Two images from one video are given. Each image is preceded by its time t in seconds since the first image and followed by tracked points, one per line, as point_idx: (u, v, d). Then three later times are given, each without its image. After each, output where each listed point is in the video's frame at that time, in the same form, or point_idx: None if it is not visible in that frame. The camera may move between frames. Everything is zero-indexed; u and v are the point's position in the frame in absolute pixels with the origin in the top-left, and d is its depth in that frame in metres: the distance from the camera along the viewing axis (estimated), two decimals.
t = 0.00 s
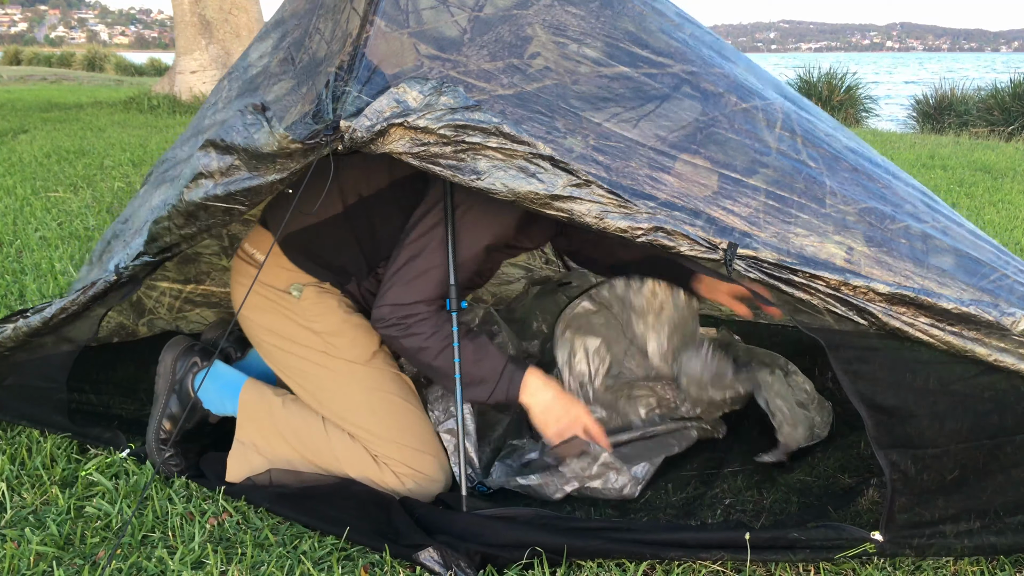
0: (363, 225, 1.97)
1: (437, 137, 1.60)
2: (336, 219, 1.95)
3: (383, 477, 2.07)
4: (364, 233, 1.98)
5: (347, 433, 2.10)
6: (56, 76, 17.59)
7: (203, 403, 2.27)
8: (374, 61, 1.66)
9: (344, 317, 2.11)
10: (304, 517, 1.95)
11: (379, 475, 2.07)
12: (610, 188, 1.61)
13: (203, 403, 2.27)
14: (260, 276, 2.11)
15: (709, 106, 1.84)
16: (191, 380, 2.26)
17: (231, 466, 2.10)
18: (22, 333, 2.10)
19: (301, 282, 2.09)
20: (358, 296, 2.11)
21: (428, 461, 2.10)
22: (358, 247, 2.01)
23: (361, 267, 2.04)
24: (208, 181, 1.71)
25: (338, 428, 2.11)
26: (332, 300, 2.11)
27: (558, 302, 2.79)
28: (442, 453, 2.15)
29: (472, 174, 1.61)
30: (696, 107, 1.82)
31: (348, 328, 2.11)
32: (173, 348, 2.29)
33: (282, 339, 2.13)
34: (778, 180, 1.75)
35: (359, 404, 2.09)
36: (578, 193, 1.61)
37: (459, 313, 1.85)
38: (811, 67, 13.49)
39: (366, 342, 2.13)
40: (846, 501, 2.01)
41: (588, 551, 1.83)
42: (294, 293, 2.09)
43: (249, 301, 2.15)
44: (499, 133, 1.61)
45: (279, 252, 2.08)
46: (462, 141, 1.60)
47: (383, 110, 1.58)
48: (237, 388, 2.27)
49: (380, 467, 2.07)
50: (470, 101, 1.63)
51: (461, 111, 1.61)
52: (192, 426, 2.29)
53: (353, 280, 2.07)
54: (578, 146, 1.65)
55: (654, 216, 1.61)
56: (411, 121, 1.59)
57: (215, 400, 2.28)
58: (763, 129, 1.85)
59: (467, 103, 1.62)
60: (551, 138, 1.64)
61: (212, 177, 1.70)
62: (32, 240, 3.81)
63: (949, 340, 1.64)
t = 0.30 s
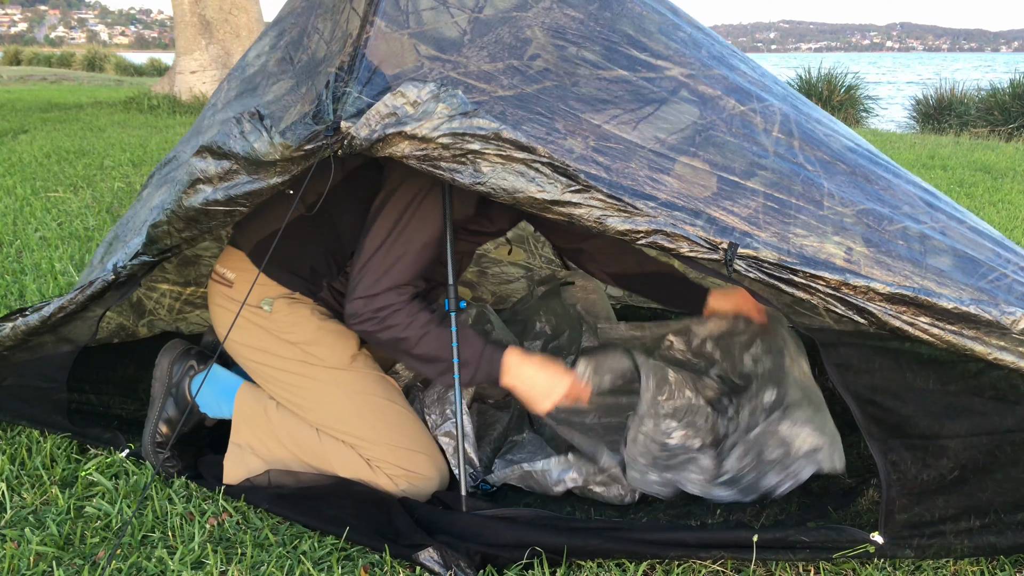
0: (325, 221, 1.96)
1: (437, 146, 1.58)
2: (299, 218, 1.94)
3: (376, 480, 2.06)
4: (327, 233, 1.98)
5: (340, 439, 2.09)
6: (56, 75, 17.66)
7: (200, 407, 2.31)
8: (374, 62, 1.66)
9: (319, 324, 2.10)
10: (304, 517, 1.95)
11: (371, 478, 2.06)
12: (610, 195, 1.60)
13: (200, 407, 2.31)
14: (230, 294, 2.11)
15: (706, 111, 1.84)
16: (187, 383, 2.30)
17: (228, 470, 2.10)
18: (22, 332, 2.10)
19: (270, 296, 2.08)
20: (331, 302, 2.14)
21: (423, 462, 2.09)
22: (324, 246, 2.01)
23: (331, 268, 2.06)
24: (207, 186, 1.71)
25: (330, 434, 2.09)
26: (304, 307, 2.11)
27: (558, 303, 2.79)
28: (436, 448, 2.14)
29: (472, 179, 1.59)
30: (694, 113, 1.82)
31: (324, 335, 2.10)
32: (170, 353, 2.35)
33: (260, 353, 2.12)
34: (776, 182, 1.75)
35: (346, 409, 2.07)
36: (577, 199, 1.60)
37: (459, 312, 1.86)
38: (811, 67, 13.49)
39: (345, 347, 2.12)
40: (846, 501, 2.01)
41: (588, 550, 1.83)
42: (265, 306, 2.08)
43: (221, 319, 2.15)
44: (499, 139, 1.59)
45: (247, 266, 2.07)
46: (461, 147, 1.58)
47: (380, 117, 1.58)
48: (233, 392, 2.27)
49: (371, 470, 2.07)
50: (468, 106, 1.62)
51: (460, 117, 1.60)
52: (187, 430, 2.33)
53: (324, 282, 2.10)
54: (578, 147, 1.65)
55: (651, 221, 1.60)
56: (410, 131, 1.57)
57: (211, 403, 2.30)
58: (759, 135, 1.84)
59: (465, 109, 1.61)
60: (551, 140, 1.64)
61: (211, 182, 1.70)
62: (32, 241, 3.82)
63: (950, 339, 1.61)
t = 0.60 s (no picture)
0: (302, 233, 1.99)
1: (437, 149, 1.58)
2: (274, 230, 1.96)
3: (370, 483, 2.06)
4: (305, 241, 2.00)
5: (333, 445, 2.08)
6: (57, 75, 17.67)
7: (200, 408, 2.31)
8: (375, 62, 1.67)
9: (304, 332, 2.09)
10: (303, 518, 1.95)
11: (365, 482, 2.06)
12: (608, 199, 1.61)
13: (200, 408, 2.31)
14: (212, 311, 2.13)
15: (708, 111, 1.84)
16: (190, 383, 2.31)
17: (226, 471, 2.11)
18: (28, 334, 2.11)
19: (251, 308, 2.08)
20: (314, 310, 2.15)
21: (419, 461, 2.08)
22: (302, 255, 2.03)
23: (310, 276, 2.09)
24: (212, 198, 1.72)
25: (324, 441, 2.09)
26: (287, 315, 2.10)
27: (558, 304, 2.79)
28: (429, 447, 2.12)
29: (471, 182, 1.60)
30: (695, 113, 1.82)
31: (307, 341, 2.09)
32: (173, 354, 2.36)
33: (245, 366, 2.13)
34: (771, 192, 1.74)
35: (333, 414, 2.06)
36: (576, 203, 1.61)
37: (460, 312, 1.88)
38: (811, 68, 13.49)
39: (329, 351, 2.11)
40: (845, 501, 2.01)
41: (588, 550, 1.83)
42: (247, 319, 2.09)
43: (207, 337, 2.17)
44: (499, 142, 1.60)
45: (229, 283, 2.10)
46: (460, 152, 1.59)
47: (381, 121, 1.58)
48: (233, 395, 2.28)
49: (365, 473, 2.06)
50: (469, 110, 1.62)
51: (459, 122, 1.60)
52: (188, 431, 2.32)
53: (306, 291, 2.12)
54: (576, 152, 1.65)
55: (649, 227, 1.60)
56: (410, 135, 1.57)
57: (212, 406, 2.30)
58: (761, 135, 1.84)
59: (467, 112, 1.62)
60: (551, 144, 1.64)
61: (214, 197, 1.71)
62: (32, 240, 3.82)
63: (943, 348, 1.63)
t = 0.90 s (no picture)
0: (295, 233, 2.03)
1: (438, 138, 1.58)
2: (268, 229, 1.97)
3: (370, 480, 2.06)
4: (297, 241, 2.04)
5: (333, 441, 2.09)
6: (57, 76, 17.67)
7: (201, 407, 2.33)
8: (374, 60, 1.66)
9: (301, 330, 2.11)
10: (304, 518, 1.95)
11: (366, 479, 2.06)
12: (608, 191, 1.61)
13: (201, 407, 2.33)
14: (210, 313, 2.13)
15: (707, 110, 1.84)
16: (192, 384, 2.32)
17: (227, 468, 2.11)
18: (24, 328, 2.11)
19: (249, 308, 2.10)
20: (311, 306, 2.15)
21: (416, 459, 2.08)
22: (297, 254, 2.07)
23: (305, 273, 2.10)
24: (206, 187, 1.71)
25: (324, 437, 2.09)
26: (284, 314, 2.12)
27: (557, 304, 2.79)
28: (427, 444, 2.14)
29: (470, 175, 1.60)
30: (695, 111, 1.82)
31: (305, 339, 2.11)
32: (174, 354, 2.36)
33: (244, 366, 2.13)
34: (775, 186, 1.75)
35: (332, 412, 2.07)
36: (577, 194, 1.60)
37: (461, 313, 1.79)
38: (811, 68, 13.49)
39: (326, 348, 2.13)
40: (844, 501, 2.01)
41: (588, 549, 1.83)
42: (244, 320, 2.10)
43: (207, 339, 2.18)
44: (499, 134, 1.60)
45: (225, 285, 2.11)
46: (460, 142, 1.59)
47: (383, 110, 1.57)
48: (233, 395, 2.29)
49: (365, 470, 2.06)
50: (469, 102, 1.62)
51: (461, 111, 1.60)
52: (188, 430, 2.34)
53: (300, 289, 2.13)
54: (575, 150, 1.65)
55: (650, 221, 1.60)
56: (411, 121, 1.57)
57: (212, 404, 2.31)
58: (759, 136, 1.84)
59: (467, 104, 1.61)
60: (550, 141, 1.64)
61: (210, 183, 1.70)
62: (32, 240, 3.82)
63: (943, 344, 1.63)
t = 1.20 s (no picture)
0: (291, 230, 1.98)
1: (439, 135, 1.59)
2: (262, 228, 1.98)
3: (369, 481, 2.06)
4: (295, 241, 2.00)
5: (332, 443, 2.08)
6: (57, 76, 17.67)
7: (204, 405, 2.31)
8: (374, 60, 1.66)
9: (298, 331, 2.11)
10: (304, 518, 1.95)
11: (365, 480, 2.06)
12: (610, 187, 1.61)
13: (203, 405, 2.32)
14: (210, 315, 2.14)
15: (708, 108, 1.84)
16: (196, 383, 2.32)
17: (228, 469, 2.11)
18: (20, 325, 2.10)
19: (247, 309, 2.09)
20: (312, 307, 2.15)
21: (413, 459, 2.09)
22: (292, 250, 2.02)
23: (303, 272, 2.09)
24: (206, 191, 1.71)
25: (324, 439, 2.09)
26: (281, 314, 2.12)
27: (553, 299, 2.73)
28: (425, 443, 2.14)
29: (471, 173, 1.60)
30: (695, 108, 1.82)
31: (303, 340, 2.10)
32: (179, 352, 2.37)
33: (242, 368, 2.13)
34: (777, 182, 1.75)
35: (331, 413, 2.07)
36: (579, 191, 1.60)
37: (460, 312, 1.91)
38: (811, 68, 13.49)
39: (324, 349, 2.12)
40: (844, 501, 2.01)
41: (588, 549, 1.83)
42: (242, 321, 2.10)
43: (207, 340, 2.18)
44: (501, 131, 1.60)
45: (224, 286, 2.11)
46: (462, 138, 1.59)
47: (383, 108, 1.58)
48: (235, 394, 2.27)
49: (364, 471, 2.06)
50: (471, 99, 1.62)
51: (463, 108, 1.60)
52: (190, 429, 2.33)
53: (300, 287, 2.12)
54: (576, 147, 1.65)
55: (653, 216, 1.60)
56: (412, 118, 1.58)
57: (213, 403, 2.30)
58: (762, 132, 1.85)
59: (468, 101, 1.61)
60: (551, 140, 1.64)
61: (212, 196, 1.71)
62: (32, 240, 3.82)
63: (949, 340, 1.62)
